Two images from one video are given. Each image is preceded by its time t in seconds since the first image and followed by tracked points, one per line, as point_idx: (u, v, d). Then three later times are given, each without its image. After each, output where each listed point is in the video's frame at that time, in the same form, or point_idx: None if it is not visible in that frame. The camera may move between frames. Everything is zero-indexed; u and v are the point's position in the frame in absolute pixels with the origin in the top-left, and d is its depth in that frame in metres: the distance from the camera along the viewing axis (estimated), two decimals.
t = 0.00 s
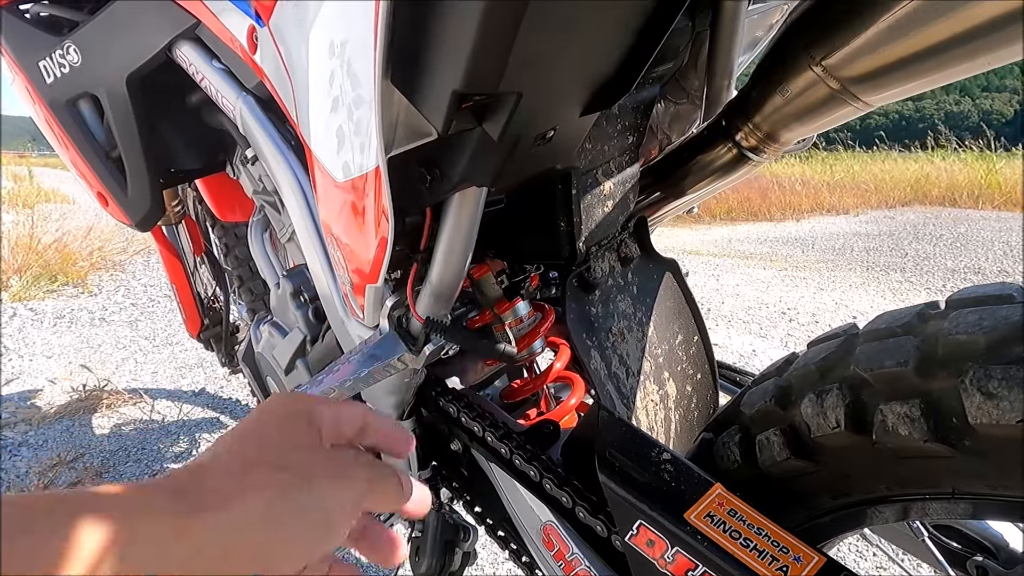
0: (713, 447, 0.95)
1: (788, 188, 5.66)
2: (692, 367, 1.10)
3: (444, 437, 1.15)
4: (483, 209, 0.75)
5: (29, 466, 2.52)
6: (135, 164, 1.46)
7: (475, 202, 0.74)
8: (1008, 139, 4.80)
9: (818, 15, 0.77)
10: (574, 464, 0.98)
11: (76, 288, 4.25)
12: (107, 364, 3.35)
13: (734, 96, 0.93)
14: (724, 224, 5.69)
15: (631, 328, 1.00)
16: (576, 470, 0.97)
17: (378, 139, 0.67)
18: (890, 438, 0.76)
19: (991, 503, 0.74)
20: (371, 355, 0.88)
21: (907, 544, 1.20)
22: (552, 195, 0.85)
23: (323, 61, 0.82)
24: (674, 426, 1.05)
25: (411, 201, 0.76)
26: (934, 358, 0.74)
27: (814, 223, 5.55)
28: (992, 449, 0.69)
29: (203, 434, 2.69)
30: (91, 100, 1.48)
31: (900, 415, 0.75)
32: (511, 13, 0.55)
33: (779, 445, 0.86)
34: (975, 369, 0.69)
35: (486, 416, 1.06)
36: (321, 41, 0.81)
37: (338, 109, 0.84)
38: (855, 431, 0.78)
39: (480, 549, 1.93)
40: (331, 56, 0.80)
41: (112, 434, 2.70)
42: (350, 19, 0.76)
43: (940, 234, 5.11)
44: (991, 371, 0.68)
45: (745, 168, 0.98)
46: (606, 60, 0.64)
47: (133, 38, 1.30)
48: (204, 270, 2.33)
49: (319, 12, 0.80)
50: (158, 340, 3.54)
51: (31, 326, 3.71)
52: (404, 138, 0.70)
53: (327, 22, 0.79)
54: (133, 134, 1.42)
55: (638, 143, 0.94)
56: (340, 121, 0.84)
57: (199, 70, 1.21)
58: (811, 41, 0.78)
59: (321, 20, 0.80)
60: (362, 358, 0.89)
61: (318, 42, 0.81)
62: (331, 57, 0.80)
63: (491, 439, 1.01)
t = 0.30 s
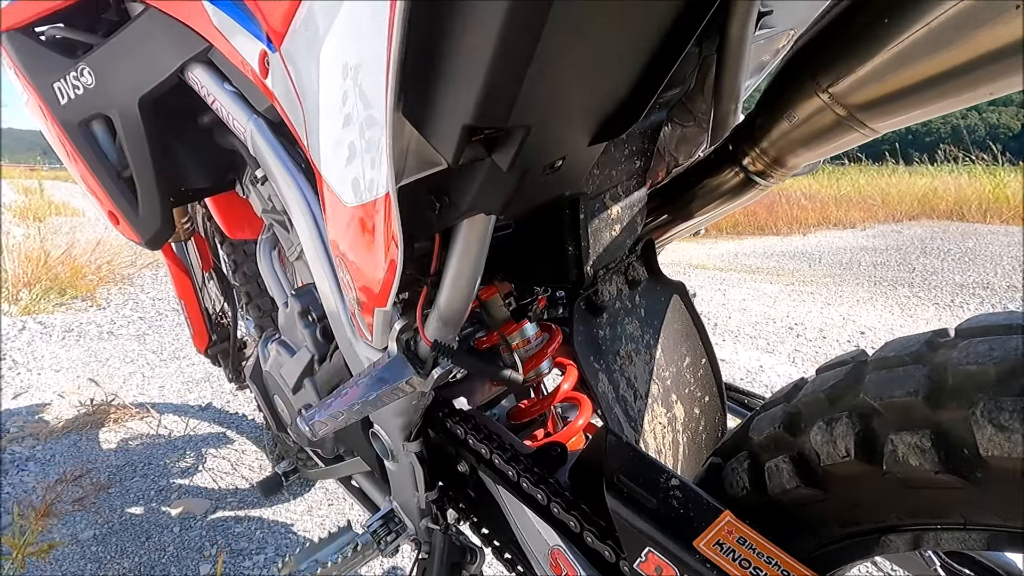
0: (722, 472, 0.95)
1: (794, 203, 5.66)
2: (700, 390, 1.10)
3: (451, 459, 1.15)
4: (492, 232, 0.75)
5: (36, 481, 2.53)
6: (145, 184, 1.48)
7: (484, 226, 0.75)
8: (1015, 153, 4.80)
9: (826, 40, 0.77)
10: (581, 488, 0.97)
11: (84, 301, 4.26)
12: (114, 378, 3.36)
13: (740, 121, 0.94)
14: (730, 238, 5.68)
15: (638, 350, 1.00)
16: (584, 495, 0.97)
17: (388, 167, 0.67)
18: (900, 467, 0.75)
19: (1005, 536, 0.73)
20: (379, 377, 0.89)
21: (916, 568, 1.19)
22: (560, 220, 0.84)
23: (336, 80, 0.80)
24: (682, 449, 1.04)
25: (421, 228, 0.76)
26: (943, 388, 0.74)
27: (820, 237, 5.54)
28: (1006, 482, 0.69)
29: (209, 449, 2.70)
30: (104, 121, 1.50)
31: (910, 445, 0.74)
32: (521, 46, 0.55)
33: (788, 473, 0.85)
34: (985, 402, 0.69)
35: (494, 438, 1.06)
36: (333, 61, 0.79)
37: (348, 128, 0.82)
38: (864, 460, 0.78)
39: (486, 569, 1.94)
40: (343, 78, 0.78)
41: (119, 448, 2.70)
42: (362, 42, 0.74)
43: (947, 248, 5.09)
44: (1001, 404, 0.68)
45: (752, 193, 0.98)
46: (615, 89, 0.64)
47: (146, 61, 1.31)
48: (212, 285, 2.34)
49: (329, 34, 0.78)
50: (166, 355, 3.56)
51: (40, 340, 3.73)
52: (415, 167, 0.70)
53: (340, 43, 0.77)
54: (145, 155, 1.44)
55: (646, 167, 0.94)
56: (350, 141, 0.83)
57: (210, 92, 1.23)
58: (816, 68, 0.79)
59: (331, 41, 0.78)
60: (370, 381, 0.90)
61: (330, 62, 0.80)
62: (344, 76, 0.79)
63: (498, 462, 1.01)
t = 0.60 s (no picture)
0: (760, 493, 0.94)
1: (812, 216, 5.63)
2: (733, 408, 1.10)
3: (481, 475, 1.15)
4: (532, 251, 0.76)
5: (61, 491, 2.54)
6: (177, 200, 1.51)
7: (525, 245, 0.76)
8: None
9: (864, 60, 0.78)
10: (615, 506, 0.98)
11: (107, 313, 4.31)
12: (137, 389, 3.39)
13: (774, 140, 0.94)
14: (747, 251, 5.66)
15: (671, 369, 1.00)
16: (618, 514, 0.97)
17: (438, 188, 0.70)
18: (951, 492, 0.75)
19: None
20: (416, 395, 0.89)
21: None
22: (597, 240, 0.85)
23: (367, 99, 0.78)
24: (714, 467, 1.04)
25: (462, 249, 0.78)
26: (994, 413, 0.74)
27: (839, 250, 5.51)
28: None
29: (231, 461, 2.71)
30: (138, 139, 1.54)
31: (961, 469, 0.74)
32: (576, 70, 0.56)
33: (831, 495, 0.85)
34: None
35: (525, 455, 1.07)
36: (366, 81, 0.78)
37: (379, 148, 0.79)
38: (912, 484, 0.78)
39: None
40: (376, 98, 0.76)
41: (141, 459, 2.72)
42: (397, 60, 0.73)
43: (969, 261, 5.04)
44: None
45: (786, 211, 0.99)
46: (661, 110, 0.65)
47: (181, 80, 1.34)
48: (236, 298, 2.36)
49: (364, 52, 0.76)
50: (187, 366, 3.59)
51: (64, 351, 3.77)
52: (460, 189, 0.72)
53: (373, 61, 0.76)
54: (178, 172, 1.47)
55: (680, 187, 0.94)
56: (381, 163, 0.80)
57: (245, 112, 1.25)
58: (856, 88, 0.79)
59: (365, 59, 0.77)
60: (407, 400, 0.90)
61: (363, 82, 0.78)
62: (376, 96, 0.76)
63: (531, 479, 1.02)
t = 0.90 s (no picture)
0: (812, 518, 0.94)
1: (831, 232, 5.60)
2: (777, 431, 1.09)
3: (520, 496, 1.14)
4: (585, 279, 0.80)
5: (92, 506, 2.49)
6: (218, 221, 1.54)
7: (579, 271, 0.79)
8: None
9: (914, 88, 0.78)
10: (662, 530, 0.97)
11: (131, 327, 4.35)
12: (163, 403, 3.39)
13: (822, 165, 0.94)
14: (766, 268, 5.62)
15: (716, 392, 1.00)
16: (665, 537, 0.96)
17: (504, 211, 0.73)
18: (1017, 521, 0.74)
19: None
20: (466, 417, 0.91)
21: None
22: (645, 265, 0.86)
23: (410, 125, 0.87)
24: (759, 490, 1.03)
25: (518, 271, 0.82)
26: None
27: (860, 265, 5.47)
28: None
29: (257, 476, 2.73)
30: (181, 160, 1.58)
31: None
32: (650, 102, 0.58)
33: (889, 522, 0.84)
34: None
35: (568, 476, 1.08)
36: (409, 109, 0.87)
37: (423, 170, 0.87)
38: (976, 512, 0.77)
39: None
40: (418, 122, 0.85)
41: (169, 473, 2.72)
42: (433, 86, 0.82)
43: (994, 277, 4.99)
44: None
45: (832, 236, 0.99)
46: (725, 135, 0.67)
47: (227, 104, 1.37)
48: (266, 315, 2.37)
49: (408, 79, 0.86)
50: (211, 381, 3.63)
51: (91, 365, 3.78)
52: (523, 218, 0.76)
53: (414, 90, 0.85)
54: (220, 193, 1.50)
55: (725, 211, 0.96)
56: (422, 184, 0.87)
57: (289, 135, 1.28)
58: (906, 116, 0.79)
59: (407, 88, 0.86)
60: (456, 421, 0.92)
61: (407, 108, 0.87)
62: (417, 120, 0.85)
63: (575, 501, 1.02)
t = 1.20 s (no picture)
0: (861, 531, 0.94)
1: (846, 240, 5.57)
2: (816, 443, 1.09)
3: (557, 508, 1.13)
4: (632, 292, 0.84)
5: (115, 512, 2.50)
6: (248, 230, 1.55)
7: (627, 285, 0.84)
8: None
9: (960, 103, 0.78)
10: (707, 543, 0.95)
11: (150, 335, 4.38)
12: (183, 410, 3.41)
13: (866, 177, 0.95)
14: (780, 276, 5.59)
15: (756, 404, 1.01)
16: (708, 550, 0.94)
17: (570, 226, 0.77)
18: None
19: None
20: (509, 428, 0.93)
21: None
22: (690, 277, 0.90)
23: (449, 134, 0.93)
24: (798, 502, 1.03)
25: (569, 283, 0.85)
26: None
27: (875, 274, 5.44)
28: None
29: (277, 484, 2.74)
30: (214, 172, 1.60)
31: None
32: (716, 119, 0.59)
33: (943, 537, 0.84)
34: None
35: (606, 488, 1.08)
36: (449, 119, 0.92)
37: (463, 173, 0.91)
38: None
39: None
40: (463, 124, 0.89)
41: (190, 481, 2.73)
42: (483, 91, 0.86)
43: (1010, 285, 4.95)
44: None
45: (874, 247, 0.99)
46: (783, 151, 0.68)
47: (262, 117, 1.39)
48: (290, 324, 2.28)
49: (452, 90, 0.91)
50: (229, 389, 3.64)
51: (111, 372, 3.80)
52: (581, 233, 0.80)
53: (457, 100, 0.90)
54: (250, 204, 1.51)
55: (767, 225, 0.95)
56: (462, 190, 0.92)
57: (325, 148, 1.29)
58: (951, 131, 0.79)
59: (449, 97, 0.92)
60: (500, 432, 0.94)
61: (448, 118, 0.92)
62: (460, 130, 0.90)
63: (614, 512, 1.02)
